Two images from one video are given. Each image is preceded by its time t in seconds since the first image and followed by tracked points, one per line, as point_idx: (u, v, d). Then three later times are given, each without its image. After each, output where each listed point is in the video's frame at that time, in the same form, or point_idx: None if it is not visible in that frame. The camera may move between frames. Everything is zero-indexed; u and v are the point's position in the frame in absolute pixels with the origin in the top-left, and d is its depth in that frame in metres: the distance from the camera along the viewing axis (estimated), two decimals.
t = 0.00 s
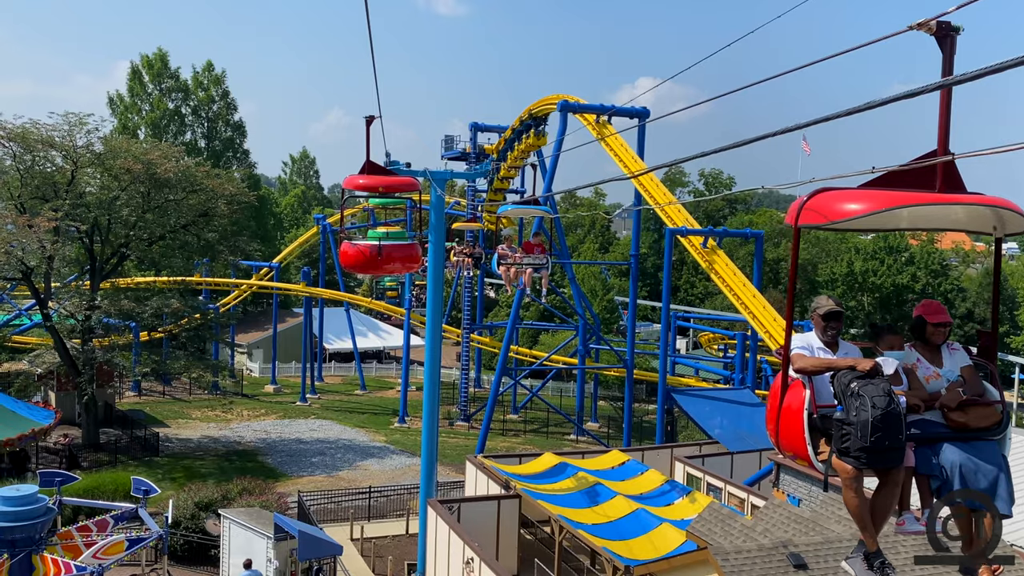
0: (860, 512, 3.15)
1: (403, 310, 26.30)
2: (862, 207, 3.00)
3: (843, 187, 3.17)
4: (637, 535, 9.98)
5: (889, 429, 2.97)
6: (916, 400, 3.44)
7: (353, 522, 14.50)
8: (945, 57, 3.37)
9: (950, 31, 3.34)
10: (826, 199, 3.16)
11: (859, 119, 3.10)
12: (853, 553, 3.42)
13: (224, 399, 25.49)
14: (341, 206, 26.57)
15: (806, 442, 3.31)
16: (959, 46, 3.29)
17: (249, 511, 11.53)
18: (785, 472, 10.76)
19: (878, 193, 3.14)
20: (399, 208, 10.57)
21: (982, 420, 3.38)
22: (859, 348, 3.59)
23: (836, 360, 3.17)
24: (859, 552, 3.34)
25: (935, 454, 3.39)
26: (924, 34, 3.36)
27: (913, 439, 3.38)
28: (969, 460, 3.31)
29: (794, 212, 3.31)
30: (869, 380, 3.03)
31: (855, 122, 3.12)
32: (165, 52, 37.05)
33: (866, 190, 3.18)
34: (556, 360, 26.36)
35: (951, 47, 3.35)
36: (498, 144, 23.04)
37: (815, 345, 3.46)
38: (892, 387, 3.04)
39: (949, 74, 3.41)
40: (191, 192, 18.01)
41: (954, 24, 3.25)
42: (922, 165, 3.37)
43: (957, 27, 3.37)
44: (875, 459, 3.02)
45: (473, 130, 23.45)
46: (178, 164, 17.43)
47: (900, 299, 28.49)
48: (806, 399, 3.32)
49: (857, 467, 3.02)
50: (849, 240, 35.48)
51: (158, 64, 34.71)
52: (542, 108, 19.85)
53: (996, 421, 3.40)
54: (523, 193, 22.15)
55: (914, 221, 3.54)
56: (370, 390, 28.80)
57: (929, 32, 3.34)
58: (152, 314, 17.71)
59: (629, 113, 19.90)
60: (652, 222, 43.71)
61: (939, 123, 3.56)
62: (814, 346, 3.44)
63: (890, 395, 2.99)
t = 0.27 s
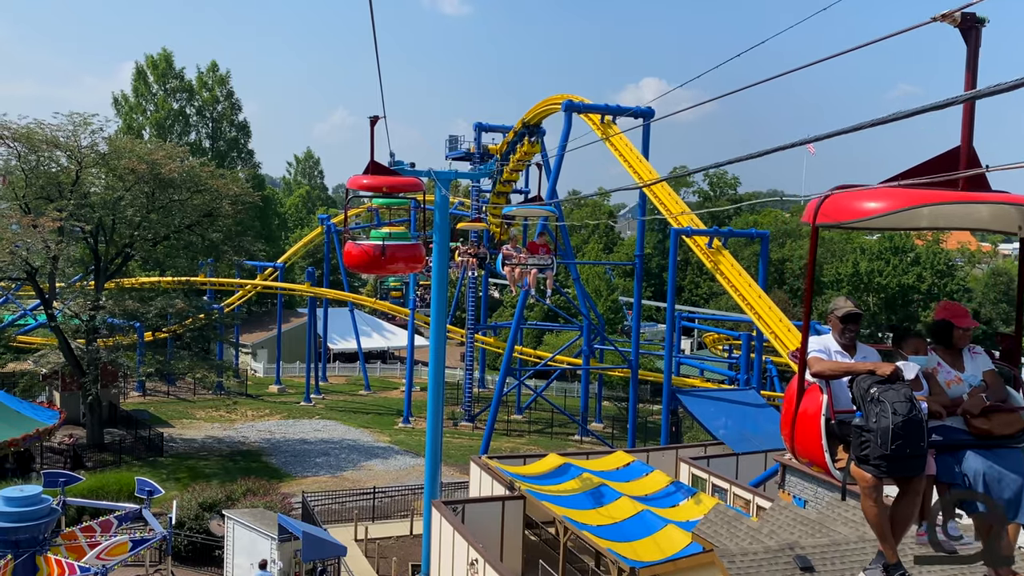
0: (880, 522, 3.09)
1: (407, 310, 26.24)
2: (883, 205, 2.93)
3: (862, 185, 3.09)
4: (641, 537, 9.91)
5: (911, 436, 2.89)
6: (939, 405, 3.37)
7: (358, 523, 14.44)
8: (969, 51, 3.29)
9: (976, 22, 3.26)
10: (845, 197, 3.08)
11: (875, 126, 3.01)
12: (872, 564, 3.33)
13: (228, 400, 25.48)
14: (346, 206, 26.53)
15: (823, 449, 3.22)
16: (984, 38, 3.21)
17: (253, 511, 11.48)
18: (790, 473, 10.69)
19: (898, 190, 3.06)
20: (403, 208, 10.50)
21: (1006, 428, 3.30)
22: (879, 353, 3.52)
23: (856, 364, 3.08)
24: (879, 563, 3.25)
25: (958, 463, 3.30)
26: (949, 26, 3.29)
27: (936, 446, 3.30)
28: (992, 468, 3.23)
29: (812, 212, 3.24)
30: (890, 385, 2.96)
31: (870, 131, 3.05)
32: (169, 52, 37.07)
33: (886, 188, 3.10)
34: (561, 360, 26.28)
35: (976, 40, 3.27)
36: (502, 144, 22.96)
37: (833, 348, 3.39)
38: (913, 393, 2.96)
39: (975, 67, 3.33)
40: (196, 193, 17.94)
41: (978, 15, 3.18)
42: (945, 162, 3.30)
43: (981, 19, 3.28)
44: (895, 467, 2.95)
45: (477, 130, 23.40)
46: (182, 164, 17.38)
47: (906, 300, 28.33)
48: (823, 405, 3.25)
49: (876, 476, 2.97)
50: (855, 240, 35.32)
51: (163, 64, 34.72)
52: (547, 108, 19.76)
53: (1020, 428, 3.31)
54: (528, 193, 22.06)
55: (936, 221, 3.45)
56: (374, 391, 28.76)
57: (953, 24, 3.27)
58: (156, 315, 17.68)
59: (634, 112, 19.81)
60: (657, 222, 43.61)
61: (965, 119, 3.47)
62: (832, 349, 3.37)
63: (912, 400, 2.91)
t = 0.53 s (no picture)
0: (901, 531, 3.03)
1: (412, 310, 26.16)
2: (905, 205, 2.85)
3: (883, 184, 3.02)
4: (646, 538, 9.82)
5: (934, 445, 2.81)
6: (961, 411, 3.31)
7: (362, 523, 14.37)
8: (994, 45, 3.21)
9: (1001, 16, 3.18)
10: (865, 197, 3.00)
11: (895, 132, 2.94)
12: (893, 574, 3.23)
13: (232, 400, 25.44)
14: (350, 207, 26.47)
15: (841, 457, 3.15)
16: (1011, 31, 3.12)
17: (257, 512, 11.43)
18: (797, 475, 10.62)
19: (920, 190, 2.98)
20: (407, 208, 10.42)
21: None
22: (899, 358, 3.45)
23: (876, 369, 3.00)
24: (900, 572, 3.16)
25: (981, 474, 3.20)
26: (974, 18, 3.19)
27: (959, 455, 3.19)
28: (1016, 479, 3.12)
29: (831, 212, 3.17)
30: (911, 392, 2.87)
31: (889, 138, 2.98)
32: (174, 53, 37.09)
33: (907, 187, 3.02)
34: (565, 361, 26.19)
35: (1001, 33, 3.19)
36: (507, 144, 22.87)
37: (851, 353, 3.32)
38: (936, 400, 2.87)
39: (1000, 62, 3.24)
40: (200, 193, 17.89)
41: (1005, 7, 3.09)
42: (968, 161, 3.22)
43: (1008, 11, 3.19)
44: (917, 476, 2.87)
45: (482, 130, 23.34)
46: (187, 165, 17.33)
47: (911, 300, 28.18)
48: (841, 412, 3.16)
49: (897, 486, 2.90)
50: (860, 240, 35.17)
51: (167, 65, 34.73)
52: (552, 108, 19.67)
53: None
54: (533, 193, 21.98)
55: (959, 221, 3.36)
56: (378, 391, 28.71)
57: (977, 17, 3.18)
58: (161, 315, 17.65)
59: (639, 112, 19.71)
60: (662, 223, 43.50)
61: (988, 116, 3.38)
62: (849, 354, 3.31)
63: (935, 408, 2.82)
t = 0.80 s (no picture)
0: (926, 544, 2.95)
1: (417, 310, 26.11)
2: (929, 206, 2.76)
3: (904, 184, 2.92)
4: (652, 540, 9.74)
5: (959, 455, 2.74)
6: (987, 419, 3.24)
7: (367, 524, 14.31)
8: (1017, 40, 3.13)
9: None
10: (886, 196, 2.90)
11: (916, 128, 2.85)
12: None
13: (237, 400, 25.42)
14: (355, 207, 26.42)
15: (863, 468, 3.04)
16: None
17: (262, 513, 11.38)
18: (803, 476, 10.53)
19: (942, 190, 2.89)
20: (412, 209, 10.36)
21: None
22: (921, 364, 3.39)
23: (898, 377, 2.94)
24: None
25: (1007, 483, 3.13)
26: (997, 12, 3.12)
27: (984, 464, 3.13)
28: None
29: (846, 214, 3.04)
30: (935, 401, 2.79)
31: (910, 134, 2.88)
32: (179, 53, 37.12)
33: (927, 187, 2.93)
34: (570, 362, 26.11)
35: None
36: (512, 143, 22.76)
37: (871, 359, 3.26)
38: (960, 408, 2.79)
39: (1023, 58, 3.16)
40: (205, 193, 17.85)
41: None
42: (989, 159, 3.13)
43: None
44: (942, 487, 2.80)
45: (487, 130, 23.28)
46: (192, 165, 17.29)
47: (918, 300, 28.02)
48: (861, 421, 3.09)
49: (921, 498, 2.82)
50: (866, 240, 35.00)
51: (173, 65, 34.75)
52: (557, 108, 19.59)
53: None
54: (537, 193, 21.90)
55: (978, 223, 3.28)
56: (383, 391, 28.67)
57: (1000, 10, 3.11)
58: (166, 315, 17.61)
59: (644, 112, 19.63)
60: (667, 223, 43.39)
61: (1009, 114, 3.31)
62: (869, 360, 3.25)
63: (960, 417, 2.74)
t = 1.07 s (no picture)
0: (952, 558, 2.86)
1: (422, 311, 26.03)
2: (953, 206, 2.68)
3: (927, 183, 2.84)
4: (659, 541, 9.64)
5: (988, 465, 2.68)
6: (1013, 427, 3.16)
7: (372, 525, 14.25)
8: None
9: None
10: (909, 195, 2.82)
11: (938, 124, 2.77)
12: None
13: (242, 400, 25.39)
14: (360, 207, 26.37)
15: (886, 477, 2.95)
16: None
17: (267, 513, 11.31)
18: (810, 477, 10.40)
19: (966, 188, 2.81)
20: (417, 209, 10.28)
21: None
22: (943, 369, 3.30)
23: (922, 384, 2.85)
24: None
25: None
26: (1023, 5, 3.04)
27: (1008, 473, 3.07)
28: None
29: (867, 215, 2.96)
30: (963, 410, 2.73)
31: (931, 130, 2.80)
32: (185, 53, 37.13)
33: (951, 185, 2.85)
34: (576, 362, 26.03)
35: None
36: (517, 143, 22.68)
37: (893, 366, 3.18)
38: (988, 418, 2.74)
39: None
40: (210, 193, 17.80)
41: None
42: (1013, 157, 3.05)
43: None
44: (971, 500, 2.72)
45: (492, 130, 23.21)
46: (197, 165, 17.24)
47: (924, 300, 27.82)
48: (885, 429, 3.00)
49: (949, 510, 2.73)
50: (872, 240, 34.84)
51: (178, 66, 34.77)
52: (562, 108, 19.50)
53: None
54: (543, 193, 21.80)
55: (1002, 223, 3.19)
56: (388, 392, 28.61)
57: None
58: (171, 315, 17.58)
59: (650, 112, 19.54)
60: (672, 223, 43.27)
61: None
62: (892, 366, 3.17)
63: (988, 425, 2.69)
